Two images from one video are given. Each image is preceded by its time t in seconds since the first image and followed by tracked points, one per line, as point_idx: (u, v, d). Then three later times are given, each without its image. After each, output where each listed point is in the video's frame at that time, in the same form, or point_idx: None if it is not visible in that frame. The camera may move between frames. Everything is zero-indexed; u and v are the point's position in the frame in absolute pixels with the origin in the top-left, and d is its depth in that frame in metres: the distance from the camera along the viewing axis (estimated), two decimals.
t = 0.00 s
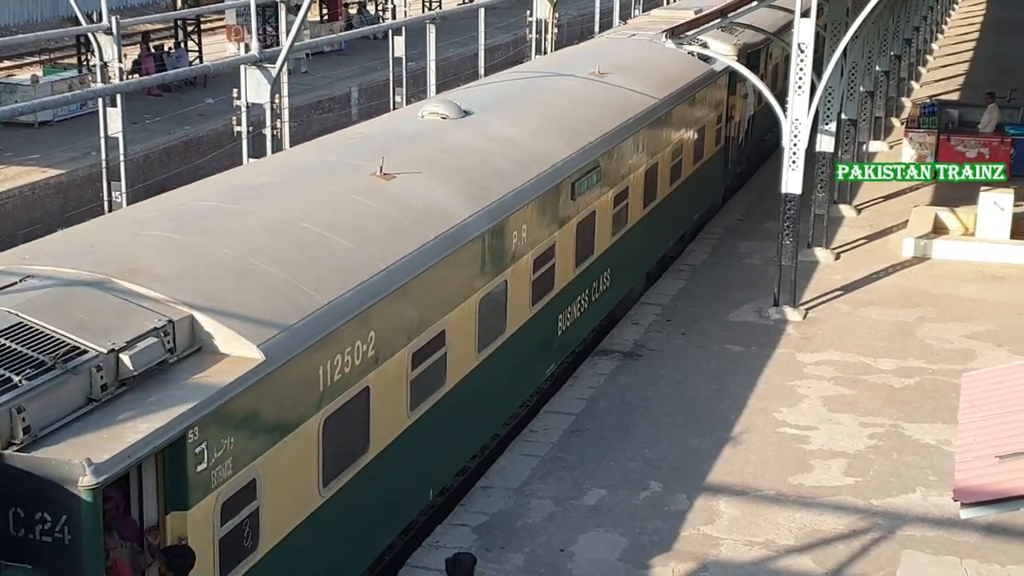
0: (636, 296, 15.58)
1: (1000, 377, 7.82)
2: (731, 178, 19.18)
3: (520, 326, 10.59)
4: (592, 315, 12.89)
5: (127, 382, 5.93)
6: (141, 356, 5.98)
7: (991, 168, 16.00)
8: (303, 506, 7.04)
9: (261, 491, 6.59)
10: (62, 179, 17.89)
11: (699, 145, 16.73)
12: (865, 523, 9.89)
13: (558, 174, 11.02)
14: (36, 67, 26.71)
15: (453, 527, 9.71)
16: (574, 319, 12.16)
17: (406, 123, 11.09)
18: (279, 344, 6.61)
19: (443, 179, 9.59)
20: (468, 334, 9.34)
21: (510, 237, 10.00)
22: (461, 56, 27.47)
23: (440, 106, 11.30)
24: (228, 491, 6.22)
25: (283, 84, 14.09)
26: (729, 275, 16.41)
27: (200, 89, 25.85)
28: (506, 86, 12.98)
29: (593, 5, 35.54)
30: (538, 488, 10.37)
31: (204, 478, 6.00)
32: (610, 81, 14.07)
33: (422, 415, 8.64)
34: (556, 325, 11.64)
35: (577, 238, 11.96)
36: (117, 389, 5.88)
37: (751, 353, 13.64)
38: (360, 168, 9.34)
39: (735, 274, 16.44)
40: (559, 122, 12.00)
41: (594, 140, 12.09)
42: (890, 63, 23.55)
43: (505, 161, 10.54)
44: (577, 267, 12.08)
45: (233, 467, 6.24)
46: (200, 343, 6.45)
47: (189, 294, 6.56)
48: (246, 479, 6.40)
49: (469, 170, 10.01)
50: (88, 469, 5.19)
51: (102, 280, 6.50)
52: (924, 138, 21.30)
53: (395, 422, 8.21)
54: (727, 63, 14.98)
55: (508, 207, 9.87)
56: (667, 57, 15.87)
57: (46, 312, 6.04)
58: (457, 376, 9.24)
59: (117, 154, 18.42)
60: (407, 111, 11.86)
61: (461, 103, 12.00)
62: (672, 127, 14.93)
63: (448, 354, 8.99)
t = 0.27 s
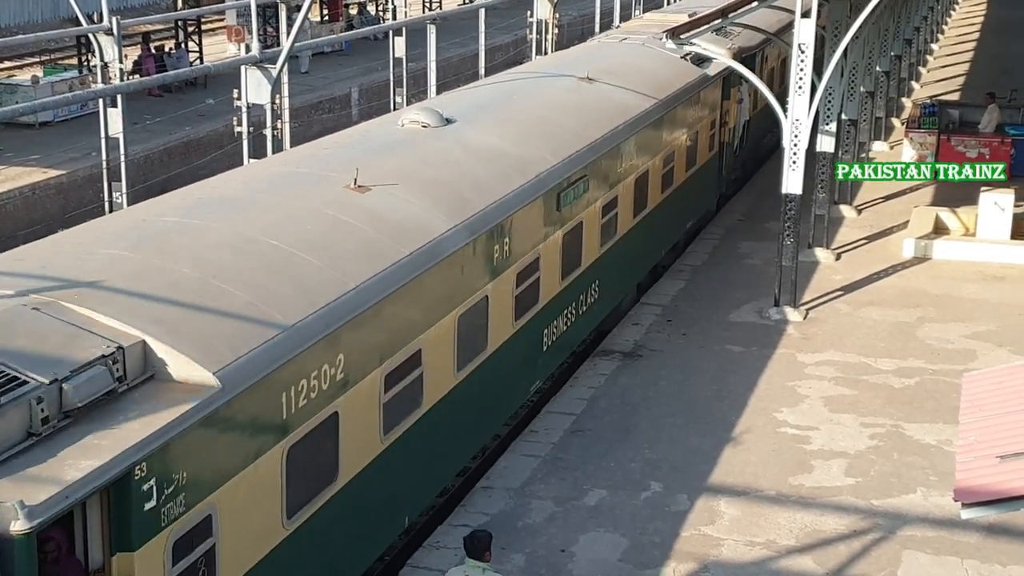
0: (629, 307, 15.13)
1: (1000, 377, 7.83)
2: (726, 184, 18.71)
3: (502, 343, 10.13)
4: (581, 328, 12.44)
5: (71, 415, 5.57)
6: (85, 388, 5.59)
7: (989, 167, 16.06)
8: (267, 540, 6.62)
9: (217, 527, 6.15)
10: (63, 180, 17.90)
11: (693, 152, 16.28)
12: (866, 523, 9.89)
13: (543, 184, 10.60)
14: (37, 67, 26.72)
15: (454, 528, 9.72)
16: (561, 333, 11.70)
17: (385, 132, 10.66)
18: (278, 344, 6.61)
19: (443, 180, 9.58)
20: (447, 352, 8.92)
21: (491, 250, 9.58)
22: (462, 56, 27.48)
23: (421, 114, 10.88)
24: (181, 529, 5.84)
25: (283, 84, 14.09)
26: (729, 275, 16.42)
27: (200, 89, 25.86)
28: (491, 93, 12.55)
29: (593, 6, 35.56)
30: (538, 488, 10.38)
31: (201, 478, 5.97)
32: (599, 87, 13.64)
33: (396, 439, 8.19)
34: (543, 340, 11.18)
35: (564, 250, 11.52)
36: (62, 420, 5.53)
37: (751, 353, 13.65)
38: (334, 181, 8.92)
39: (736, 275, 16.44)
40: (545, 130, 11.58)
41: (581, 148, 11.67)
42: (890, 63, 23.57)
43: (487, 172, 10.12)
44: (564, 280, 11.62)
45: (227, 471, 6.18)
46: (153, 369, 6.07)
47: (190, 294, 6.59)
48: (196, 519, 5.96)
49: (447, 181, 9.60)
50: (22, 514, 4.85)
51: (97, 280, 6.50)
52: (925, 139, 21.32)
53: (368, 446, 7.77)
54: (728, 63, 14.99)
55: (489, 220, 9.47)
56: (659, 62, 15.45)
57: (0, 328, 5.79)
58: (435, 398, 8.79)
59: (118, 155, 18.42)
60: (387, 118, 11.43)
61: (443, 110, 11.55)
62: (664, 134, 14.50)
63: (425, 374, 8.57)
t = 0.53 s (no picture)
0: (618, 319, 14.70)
1: (998, 377, 7.84)
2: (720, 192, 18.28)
3: (482, 361, 9.72)
4: (567, 342, 12.04)
5: (7, 451, 5.11)
6: (23, 422, 5.15)
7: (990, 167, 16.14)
8: None
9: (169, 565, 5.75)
10: (63, 180, 17.91)
11: (685, 159, 15.88)
12: (866, 524, 9.89)
13: (526, 196, 10.22)
14: (37, 68, 26.73)
15: (453, 528, 9.72)
16: (545, 350, 11.28)
17: (364, 141, 10.25)
18: (278, 344, 6.60)
19: (445, 180, 9.60)
20: (421, 372, 8.51)
21: (469, 265, 9.18)
22: (462, 57, 27.50)
23: (400, 121, 10.49)
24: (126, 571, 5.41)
25: (283, 84, 14.08)
26: (729, 276, 16.41)
27: (200, 90, 25.87)
28: (475, 100, 12.15)
29: (592, 6, 35.57)
30: (538, 489, 10.38)
31: (203, 476, 5.97)
32: (588, 94, 13.25)
33: (366, 466, 7.78)
34: (525, 356, 10.77)
35: (548, 263, 11.12)
36: None
37: (751, 354, 13.65)
38: (304, 193, 8.52)
39: (736, 276, 16.44)
40: (530, 140, 11.20)
41: (566, 158, 11.29)
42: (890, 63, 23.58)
43: (467, 183, 9.75)
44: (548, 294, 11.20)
45: (226, 471, 6.16)
46: (99, 401, 5.64)
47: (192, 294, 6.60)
48: (144, 557, 5.54)
49: (424, 192, 9.22)
50: None
51: (95, 280, 6.47)
52: (924, 140, 21.36)
53: (336, 473, 7.37)
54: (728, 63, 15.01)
55: (468, 234, 9.08)
56: (651, 67, 15.06)
57: None
58: (409, 422, 8.38)
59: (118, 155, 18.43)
60: (365, 126, 11.01)
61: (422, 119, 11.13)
62: (655, 142, 14.12)
63: (397, 396, 8.16)
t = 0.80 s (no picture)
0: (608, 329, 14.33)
1: (995, 378, 7.85)
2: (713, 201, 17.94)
3: (463, 379, 9.35)
4: (552, 356, 11.67)
5: None
6: None
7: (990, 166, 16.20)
8: None
9: None
10: (61, 181, 17.91)
11: (676, 167, 15.56)
12: (865, 524, 9.89)
13: (509, 206, 9.89)
14: (35, 68, 26.71)
15: (452, 528, 9.72)
16: (529, 364, 10.91)
17: (341, 150, 9.93)
18: (277, 344, 6.61)
19: (444, 180, 9.60)
20: (396, 393, 8.14)
21: (461, 271, 9.06)
22: (460, 57, 27.50)
23: (380, 130, 10.18)
24: None
25: (281, 85, 14.06)
26: (728, 277, 16.42)
27: (198, 90, 25.86)
28: (458, 108, 11.85)
29: (591, 6, 35.56)
30: (537, 489, 10.39)
31: (202, 477, 5.97)
32: (575, 100, 12.96)
33: (336, 492, 7.40)
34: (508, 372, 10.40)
35: (533, 276, 10.76)
36: None
37: (750, 354, 13.66)
38: (274, 205, 8.18)
39: (734, 276, 16.44)
40: (513, 148, 10.89)
41: (551, 166, 10.96)
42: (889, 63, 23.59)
43: (447, 192, 9.42)
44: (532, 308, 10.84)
45: (227, 471, 6.18)
46: (45, 432, 5.35)
47: (192, 293, 6.61)
48: None
49: (401, 202, 8.89)
50: None
51: (93, 279, 6.48)
52: (923, 140, 21.38)
53: (305, 502, 7.01)
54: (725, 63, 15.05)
55: (447, 246, 8.75)
56: (641, 74, 14.81)
57: None
58: (382, 445, 8.01)
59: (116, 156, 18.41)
60: (344, 135, 10.70)
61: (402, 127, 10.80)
62: (644, 150, 13.82)
63: (370, 418, 7.79)
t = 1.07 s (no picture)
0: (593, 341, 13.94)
1: (993, 377, 7.86)
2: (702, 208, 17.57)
3: (438, 398, 8.95)
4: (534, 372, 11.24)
5: None
6: None
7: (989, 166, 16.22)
8: None
9: None
10: (59, 180, 17.92)
11: (664, 174, 15.21)
12: (862, 523, 9.90)
13: (487, 218, 9.52)
14: (33, 68, 26.72)
15: (450, 528, 9.72)
16: (509, 381, 10.50)
17: (313, 159, 9.55)
18: (275, 343, 6.61)
19: (442, 180, 9.61)
20: (365, 418, 7.71)
21: (460, 270, 9.08)
22: (458, 57, 27.52)
23: (353, 138, 9.82)
24: None
25: (279, 84, 14.07)
26: (726, 277, 16.41)
27: (196, 90, 25.87)
28: (437, 116, 11.49)
29: (589, 6, 35.60)
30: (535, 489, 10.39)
31: (200, 477, 5.95)
32: (559, 107, 12.62)
33: (296, 525, 6.95)
34: (487, 390, 9.99)
35: (513, 289, 10.37)
36: None
37: (748, 354, 13.67)
38: (236, 220, 7.78)
39: (731, 276, 16.45)
40: (493, 157, 10.53)
41: (532, 175, 10.61)
42: (886, 63, 23.62)
43: (422, 203, 9.06)
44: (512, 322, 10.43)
45: (227, 470, 6.18)
46: None
47: (192, 293, 6.63)
48: None
49: (372, 215, 8.50)
50: None
51: (93, 279, 6.49)
52: (920, 140, 21.41)
53: (259, 538, 6.55)
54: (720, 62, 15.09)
55: (422, 261, 8.39)
56: (627, 81, 14.52)
57: None
58: (350, 471, 7.57)
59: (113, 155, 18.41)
60: (316, 144, 10.29)
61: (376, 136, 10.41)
62: (631, 157, 13.47)
63: (336, 445, 7.36)
